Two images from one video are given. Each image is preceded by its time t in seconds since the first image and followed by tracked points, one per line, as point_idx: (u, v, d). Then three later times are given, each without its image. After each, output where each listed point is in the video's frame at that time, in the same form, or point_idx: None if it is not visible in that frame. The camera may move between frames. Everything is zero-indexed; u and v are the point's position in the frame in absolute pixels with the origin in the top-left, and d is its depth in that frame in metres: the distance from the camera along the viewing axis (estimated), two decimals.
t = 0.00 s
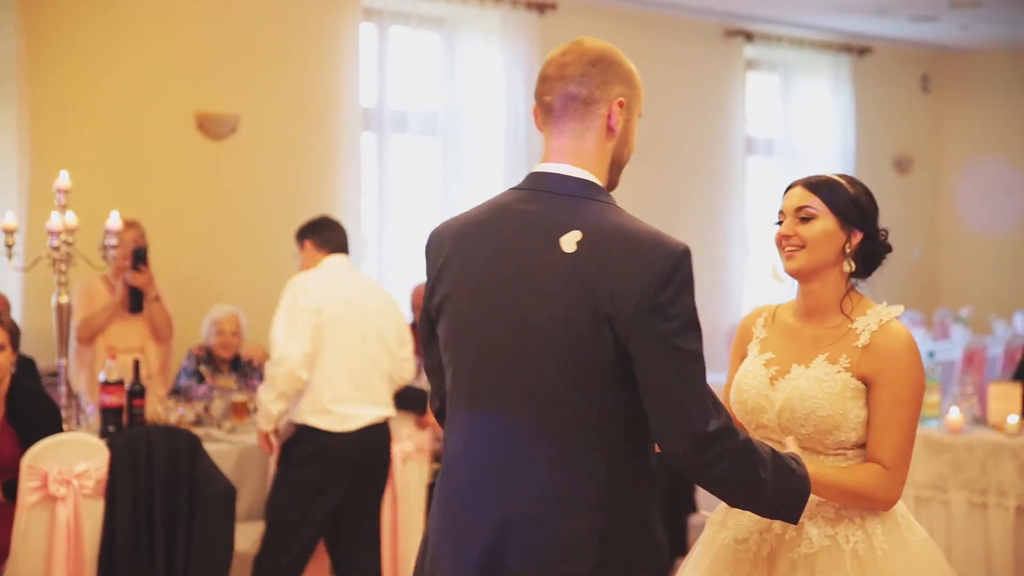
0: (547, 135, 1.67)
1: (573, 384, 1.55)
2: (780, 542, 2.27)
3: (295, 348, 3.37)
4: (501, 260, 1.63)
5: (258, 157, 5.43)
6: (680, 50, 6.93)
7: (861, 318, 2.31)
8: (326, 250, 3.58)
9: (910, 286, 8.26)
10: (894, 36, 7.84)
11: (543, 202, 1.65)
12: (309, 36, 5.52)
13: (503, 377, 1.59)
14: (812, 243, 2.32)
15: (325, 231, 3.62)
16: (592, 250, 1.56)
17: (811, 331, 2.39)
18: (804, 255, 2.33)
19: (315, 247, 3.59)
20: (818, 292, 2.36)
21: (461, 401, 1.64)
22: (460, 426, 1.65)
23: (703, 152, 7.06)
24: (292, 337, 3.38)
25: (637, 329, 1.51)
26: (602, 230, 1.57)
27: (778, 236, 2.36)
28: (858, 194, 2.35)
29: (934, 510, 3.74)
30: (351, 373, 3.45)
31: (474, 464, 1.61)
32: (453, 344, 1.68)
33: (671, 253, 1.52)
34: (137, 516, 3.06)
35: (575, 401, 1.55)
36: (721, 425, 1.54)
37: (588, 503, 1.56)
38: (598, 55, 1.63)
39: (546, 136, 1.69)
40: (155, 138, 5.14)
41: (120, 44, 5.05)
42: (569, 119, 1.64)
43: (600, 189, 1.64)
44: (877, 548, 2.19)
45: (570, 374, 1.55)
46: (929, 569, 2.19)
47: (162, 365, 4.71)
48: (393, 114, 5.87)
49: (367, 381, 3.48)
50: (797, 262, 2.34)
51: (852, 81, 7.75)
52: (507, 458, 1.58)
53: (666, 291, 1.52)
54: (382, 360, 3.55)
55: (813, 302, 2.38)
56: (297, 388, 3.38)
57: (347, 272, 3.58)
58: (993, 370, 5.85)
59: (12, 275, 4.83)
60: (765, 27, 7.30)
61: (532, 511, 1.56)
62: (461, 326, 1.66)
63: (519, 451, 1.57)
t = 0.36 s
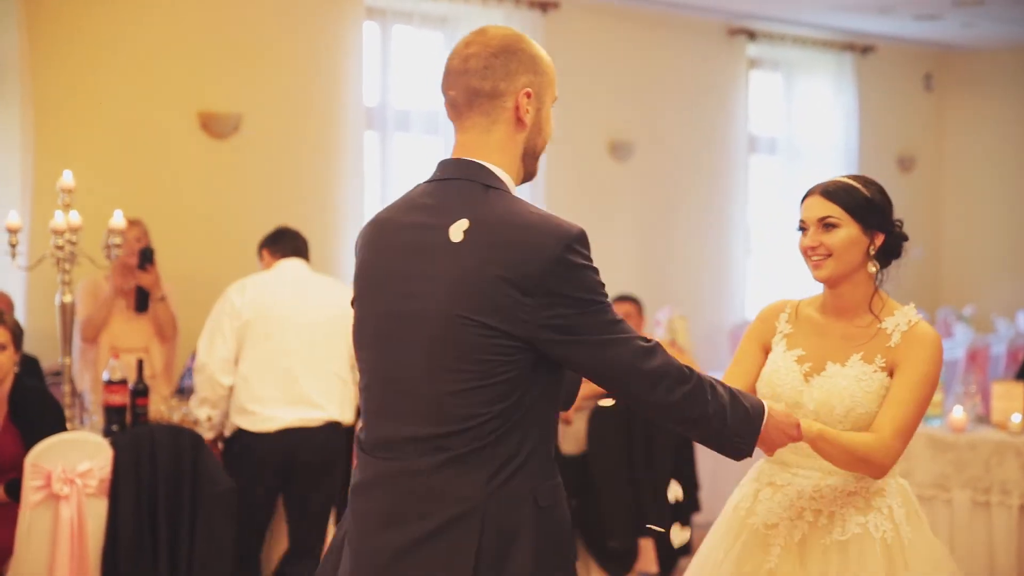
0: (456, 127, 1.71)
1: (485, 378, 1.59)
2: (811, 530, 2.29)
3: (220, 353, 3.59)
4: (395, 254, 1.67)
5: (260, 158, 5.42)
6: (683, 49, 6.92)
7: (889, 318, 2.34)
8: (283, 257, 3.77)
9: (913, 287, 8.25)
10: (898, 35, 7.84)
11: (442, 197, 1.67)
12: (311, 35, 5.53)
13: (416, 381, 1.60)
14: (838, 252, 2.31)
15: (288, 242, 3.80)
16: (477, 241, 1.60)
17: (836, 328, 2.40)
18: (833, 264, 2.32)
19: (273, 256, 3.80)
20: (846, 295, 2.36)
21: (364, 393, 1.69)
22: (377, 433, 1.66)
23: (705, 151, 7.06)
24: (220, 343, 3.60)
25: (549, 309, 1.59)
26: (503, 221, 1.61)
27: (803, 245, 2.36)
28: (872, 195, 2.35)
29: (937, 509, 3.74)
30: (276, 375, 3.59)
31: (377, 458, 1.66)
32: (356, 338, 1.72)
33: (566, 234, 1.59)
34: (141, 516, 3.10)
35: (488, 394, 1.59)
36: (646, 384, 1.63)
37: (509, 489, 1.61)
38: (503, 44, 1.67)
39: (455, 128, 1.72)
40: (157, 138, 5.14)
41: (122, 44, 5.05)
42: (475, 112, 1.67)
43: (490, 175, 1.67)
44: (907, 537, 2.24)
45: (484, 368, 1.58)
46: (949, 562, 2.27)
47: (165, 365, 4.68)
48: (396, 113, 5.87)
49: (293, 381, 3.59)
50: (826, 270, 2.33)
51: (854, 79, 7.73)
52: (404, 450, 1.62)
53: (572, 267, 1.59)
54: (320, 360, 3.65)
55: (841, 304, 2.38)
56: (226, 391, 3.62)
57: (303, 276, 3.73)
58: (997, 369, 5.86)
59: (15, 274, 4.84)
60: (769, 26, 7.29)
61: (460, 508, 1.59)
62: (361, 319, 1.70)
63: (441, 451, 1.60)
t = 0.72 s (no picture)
0: (390, 122, 1.65)
1: (430, 377, 1.54)
2: (833, 523, 2.24)
3: (192, 355, 3.57)
4: (331, 252, 1.61)
5: (255, 157, 5.40)
6: (680, 46, 6.90)
7: (901, 305, 2.35)
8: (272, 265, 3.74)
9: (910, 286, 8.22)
10: (897, 32, 7.81)
11: (380, 190, 1.61)
12: (306, 33, 5.51)
13: (359, 385, 1.55)
14: (853, 245, 2.31)
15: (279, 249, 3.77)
16: (417, 238, 1.55)
17: (846, 318, 2.40)
18: (848, 256, 2.32)
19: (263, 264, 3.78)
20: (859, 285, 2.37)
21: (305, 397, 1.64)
22: (320, 439, 1.61)
23: (702, 149, 7.04)
24: (192, 347, 3.58)
25: (496, 301, 1.55)
26: (444, 214, 1.56)
27: (819, 238, 2.36)
28: (888, 186, 2.35)
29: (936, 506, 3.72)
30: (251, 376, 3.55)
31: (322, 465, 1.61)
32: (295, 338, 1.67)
33: (509, 224, 1.56)
34: (135, 516, 3.09)
35: (434, 395, 1.55)
36: (593, 357, 1.59)
37: (460, 489, 1.58)
38: (434, 33, 1.61)
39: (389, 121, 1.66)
40: (152, 136, 5.12)
41: (117, 42, 5.03)
42: (409, 105, 1.61)
43: (427, 167, 1.61)
44: (929, 528, 2.21)
45: (429, 369, 1.54)
46: (967, 556, 2.23)
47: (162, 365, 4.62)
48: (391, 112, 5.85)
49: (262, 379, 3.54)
50: (842, 263, 2.33)
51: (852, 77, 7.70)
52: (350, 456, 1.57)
53: (519, 254, 1.55)
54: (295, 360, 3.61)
55: (855, 293, 2.38)
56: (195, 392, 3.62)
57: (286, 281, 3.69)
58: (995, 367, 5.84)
59: (10, 274, 4.82)
60: (767, 23, 7.27)
61: (409, 514, 1.55)
62: (299, 320, 1.64)
63: (388, 457, 1.55)
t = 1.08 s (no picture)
0: (367, 121, 1.57)
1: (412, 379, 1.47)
2: (859, 529, 2.06)
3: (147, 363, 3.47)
4: (311, 250, 1.52)
5: (247, 156, 5.38)
6: (675, 44, 6.90)
7: (913, 302, 2.19)
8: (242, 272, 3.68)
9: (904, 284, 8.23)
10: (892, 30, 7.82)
11: (363, 187, 1.54)
12: (299, 32, 5.49)
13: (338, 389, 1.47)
14: (857, 238, 2.17)
15: (253, 254, 3.64)
16: (401, 235, 1.47)
17: (857, 323, 2.23)
18: (852, 250, 2.17)
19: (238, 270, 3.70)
20: (867, 284, 2.20)
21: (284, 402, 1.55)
22: (297, 446, 1.53)
23: (697, 149, 7.03)
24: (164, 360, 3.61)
25: (479, 300, 1.48)
26: (429, 211, 1.48)
27: (821, 235, 2.21)
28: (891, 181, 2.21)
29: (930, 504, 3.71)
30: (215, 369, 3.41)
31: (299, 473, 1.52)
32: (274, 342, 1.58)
33: (495, 221, 1.49)
34: (130, 515, 3.07)
35: (418, 399, 1.48)
36: (580, 356, 1.52)
37: (444, 495, 1.50)
38: (407, 28, 1.53)
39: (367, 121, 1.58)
40: (143, 135, 5.11)
41: (109, 41, 5.02)
42: (385, 104, 1.54)
43: (411, 165, 1.54)
44: (956, 530, 2.03)
45: (413, 373, 1.47)
46: (1000, 562, 2.05)
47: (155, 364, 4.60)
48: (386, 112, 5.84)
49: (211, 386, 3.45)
50: (845, 258, 2.18)
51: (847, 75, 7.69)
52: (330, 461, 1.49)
53: (503, 253, 1.48)
54: (267, 354, 3.46)
55: (862, 295, 2.22)
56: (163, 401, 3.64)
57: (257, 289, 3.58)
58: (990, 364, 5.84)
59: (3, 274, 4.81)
60: (761, 21, 7.27)
61: (392, 524, 1.46)
62: (278, 321, 1.56)
63: (369, 462, 1.47)
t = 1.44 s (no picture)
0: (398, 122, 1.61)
1: (429, 382, 1.48)
2: (830, 538, 2.00)
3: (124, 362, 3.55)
4: (339, 258, 1.56)
5: (242, 155, 5.37)
6: (667, 39, 6.89)
7: (896, 309, 2.08)
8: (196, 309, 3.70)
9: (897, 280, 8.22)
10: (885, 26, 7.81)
11: (388, 195, 1.57)
12: (292, 29, 5.48)
13: (361, 390, 1.50)
14: (846, 246, 2.06)
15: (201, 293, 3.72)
16: (418, 241, 1.49)
17: (840, 325, 2.13)
18: (841, 259, 2.07)
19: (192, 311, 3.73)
20: (852, 289, 2.10)
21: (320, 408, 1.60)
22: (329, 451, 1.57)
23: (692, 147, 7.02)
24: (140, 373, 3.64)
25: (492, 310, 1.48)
26: (446, 217, 1.50)
27: (807, 242, 2.10)
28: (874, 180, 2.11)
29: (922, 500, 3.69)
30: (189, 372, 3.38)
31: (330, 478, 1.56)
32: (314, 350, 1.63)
33: (508, 232, 1.48)
34: (122, 514, 3.06)
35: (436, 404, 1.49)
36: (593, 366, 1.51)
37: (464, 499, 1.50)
38: (435, 30, 1.58)
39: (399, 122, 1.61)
40: (138, 134, 5.10)
41: (104, 40, 5.01)
42: (415, 104, 1.58)
43: (438, 171, 1.56)
44: (932, 538, 1.97)
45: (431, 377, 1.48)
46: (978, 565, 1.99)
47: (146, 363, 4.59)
48: (378, 108, 5.81)
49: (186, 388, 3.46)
50: (833, 266, 2.07)
51: (840, 71, 7.68)
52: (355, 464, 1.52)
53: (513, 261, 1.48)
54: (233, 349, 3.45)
55: (846, 299, 2.11)
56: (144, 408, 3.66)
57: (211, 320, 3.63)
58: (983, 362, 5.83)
59: None
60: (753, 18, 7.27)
61: (410, 528, 1.48)
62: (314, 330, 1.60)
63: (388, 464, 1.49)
